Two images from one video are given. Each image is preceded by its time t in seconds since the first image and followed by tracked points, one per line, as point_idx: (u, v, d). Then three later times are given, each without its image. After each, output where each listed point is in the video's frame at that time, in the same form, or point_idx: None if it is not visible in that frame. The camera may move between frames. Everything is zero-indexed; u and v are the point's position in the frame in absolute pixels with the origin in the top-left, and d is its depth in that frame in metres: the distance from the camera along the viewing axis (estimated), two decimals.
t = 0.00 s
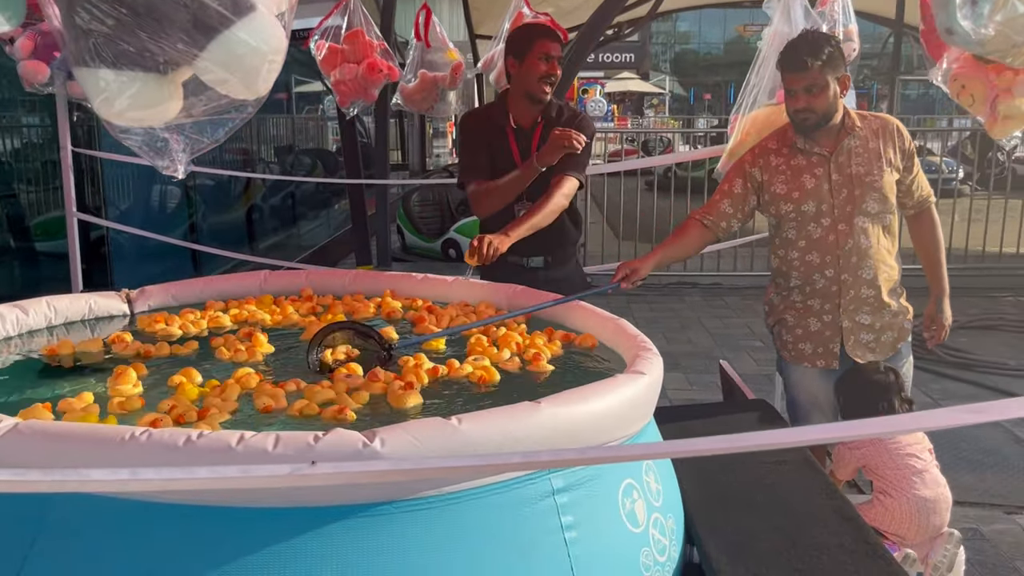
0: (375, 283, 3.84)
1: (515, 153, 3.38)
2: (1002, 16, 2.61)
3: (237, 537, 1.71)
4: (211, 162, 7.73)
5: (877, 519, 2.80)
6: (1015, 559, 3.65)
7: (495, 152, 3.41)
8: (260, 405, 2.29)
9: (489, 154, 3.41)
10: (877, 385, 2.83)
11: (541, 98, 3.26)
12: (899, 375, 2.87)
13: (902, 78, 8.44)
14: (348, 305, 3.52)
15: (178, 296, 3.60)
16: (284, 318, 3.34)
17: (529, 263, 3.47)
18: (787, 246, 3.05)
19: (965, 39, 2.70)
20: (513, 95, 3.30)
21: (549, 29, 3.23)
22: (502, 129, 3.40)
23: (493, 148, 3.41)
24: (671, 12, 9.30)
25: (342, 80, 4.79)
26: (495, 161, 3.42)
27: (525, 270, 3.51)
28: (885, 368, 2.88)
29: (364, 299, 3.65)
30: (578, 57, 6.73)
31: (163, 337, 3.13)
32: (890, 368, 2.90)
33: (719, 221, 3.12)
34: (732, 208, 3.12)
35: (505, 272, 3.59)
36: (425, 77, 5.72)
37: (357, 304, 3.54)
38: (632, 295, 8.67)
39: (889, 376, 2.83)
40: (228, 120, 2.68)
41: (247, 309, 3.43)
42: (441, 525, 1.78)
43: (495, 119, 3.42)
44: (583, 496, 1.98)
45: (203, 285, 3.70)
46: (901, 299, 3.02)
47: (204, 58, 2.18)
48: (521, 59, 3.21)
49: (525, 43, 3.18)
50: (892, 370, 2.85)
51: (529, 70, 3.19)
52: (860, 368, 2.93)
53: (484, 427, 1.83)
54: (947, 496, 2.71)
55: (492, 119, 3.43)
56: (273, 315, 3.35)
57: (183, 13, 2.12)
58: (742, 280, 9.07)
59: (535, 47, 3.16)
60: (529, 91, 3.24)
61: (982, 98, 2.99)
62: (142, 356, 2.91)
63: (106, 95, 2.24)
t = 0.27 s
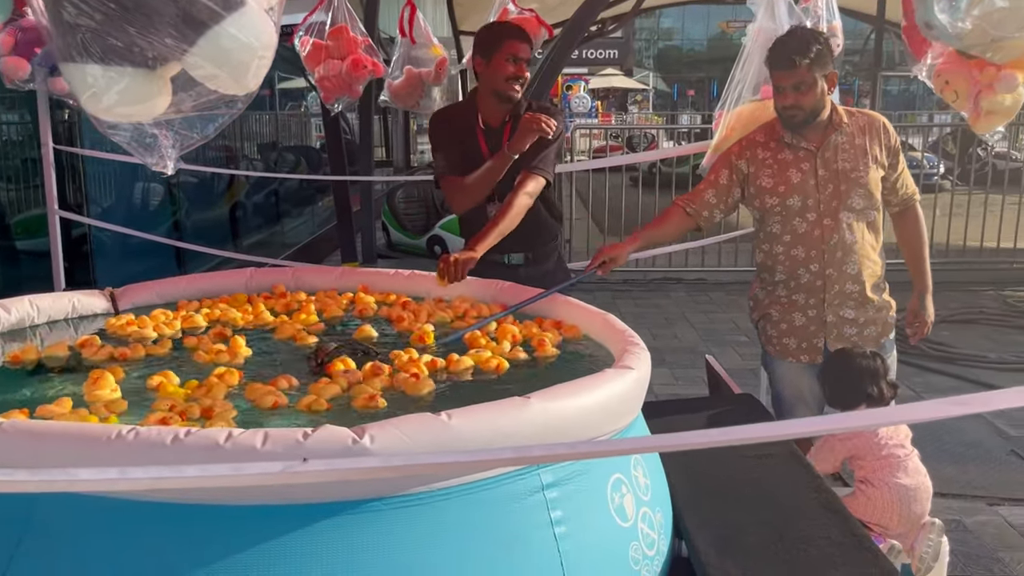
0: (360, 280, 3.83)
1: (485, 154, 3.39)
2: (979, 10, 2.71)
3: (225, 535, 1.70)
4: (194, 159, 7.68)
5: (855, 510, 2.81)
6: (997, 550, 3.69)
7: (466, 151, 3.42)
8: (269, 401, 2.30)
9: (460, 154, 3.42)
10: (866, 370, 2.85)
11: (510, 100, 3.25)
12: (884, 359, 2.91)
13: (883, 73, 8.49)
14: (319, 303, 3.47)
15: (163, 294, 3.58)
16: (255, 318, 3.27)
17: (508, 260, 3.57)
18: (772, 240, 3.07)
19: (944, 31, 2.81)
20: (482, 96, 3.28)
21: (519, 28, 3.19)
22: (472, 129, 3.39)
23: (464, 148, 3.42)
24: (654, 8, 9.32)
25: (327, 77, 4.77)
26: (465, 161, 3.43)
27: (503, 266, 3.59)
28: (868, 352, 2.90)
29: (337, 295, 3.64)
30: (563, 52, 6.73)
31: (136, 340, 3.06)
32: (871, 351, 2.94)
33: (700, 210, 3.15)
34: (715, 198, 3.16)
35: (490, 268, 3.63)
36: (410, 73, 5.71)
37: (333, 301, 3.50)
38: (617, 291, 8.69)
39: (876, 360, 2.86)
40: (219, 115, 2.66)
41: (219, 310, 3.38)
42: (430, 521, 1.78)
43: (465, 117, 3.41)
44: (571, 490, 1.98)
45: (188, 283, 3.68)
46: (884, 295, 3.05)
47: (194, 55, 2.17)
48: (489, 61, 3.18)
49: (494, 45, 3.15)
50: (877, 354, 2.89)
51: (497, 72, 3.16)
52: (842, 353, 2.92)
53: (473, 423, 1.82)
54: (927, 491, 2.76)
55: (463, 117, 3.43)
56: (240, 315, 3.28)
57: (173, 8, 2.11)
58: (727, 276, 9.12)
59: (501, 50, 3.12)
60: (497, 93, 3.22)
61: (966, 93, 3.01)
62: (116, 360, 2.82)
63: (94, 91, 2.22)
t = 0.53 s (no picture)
0: (343, 280, 3.81)
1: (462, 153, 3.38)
2: (952, 14, 2.53)
3: (211, 538, 1.70)
4: (177, 159, 7.63)
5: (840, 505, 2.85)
6: (980, 543, 3.73)
7: (442, 151, 3.41)
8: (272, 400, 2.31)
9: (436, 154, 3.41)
10: (844, 365, 2.87)
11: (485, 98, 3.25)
12: (863, 353, 2.93)
13: (866, 70, 8.53)
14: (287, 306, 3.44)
15: (146, 296, 3.56)
16: (225, 321, 3.25)
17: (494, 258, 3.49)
18: (755, 236, 3.08)
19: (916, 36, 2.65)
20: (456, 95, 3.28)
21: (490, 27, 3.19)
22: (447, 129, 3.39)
23: (440, 148, 3.41)
24: (638, 5, 9.32)
25: (310, 75, 4.75)
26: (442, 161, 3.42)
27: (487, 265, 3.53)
28: (848, 346, 2.92)
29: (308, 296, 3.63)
30: (547, 49, 6.72)
31: (108, 346, 2.99)
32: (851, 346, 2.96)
33: (683, 207, 3.19)
34: (698, 195, 3.19)
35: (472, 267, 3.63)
36: (394, 72, 5.69)
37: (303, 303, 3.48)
38: (603, 288, 8.70)
39: (855, 355, 2.88)
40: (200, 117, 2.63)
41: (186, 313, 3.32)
42: (417, 522, 1.78)
43: (439, 117, 3.41)
44: (558, 490, 1.99)
45: (172, 284, 3.66)
46: (867, 292, 3.07)
47: (174, 58, 2.16)
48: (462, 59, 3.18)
49: (467, 44, 3.15)
50: (856, 349, 2.90)
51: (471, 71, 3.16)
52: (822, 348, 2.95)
53: (459, 423, 1.82)
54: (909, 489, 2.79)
55: (437, 117, 3.42)
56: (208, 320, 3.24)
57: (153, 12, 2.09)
58: (711, 272, 9.15)
59: (475, 49, 3.13)
60: (472, 92, 3.22)
61: (946, 92, 3.05)
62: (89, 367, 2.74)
63: (72, 95, 2.20)
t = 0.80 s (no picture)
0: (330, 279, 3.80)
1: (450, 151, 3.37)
2: (941, 15, 2.54)
3: (198, 542, 1.69)
4: (163, 158, 7.58)
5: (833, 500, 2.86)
6: (967, 537, 3.75)
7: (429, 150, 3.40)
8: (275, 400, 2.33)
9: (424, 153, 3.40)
10: (830, 359, 2.85)
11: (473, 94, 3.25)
12: (847, 345, 2.91)
13: (852, 67, 8.56)
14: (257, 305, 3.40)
15: (132, 297, 3.54)
16: (196, 323, 3.20)
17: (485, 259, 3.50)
18: (742, 233, 3.09)
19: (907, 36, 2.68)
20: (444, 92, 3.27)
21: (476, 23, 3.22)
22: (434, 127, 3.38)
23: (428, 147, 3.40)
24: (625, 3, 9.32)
25: (297, 74, 4.73)
26: (430, 160, 3.40)
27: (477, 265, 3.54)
28: (833, 339, 2.90)
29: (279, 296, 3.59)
30: (535, 47, 6.71)
31: (82, 351, 2.90)
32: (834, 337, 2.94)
33: (671, 203, 3.19)
34: (687, 191, 3.19)
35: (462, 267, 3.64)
36: (381, 70, 5.67)
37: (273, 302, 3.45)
38: (592, 286, 8.71)
39: (841, 348, 2.86)
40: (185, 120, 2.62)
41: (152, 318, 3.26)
42: (406, 524, 1.77)
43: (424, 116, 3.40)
44: (548, 489, 1.99)
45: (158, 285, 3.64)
46: (854, 289, 3.09)
47: (158, 60, 2.14)
48: (449, 56, 3.19)
49: (452, 41, 3.17)
50: (841, 342, 2.89)
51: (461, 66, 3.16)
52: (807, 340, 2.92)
53: (449, 425, 1.82)
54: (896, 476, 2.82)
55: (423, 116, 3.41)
56: (179, 323, 3.18)
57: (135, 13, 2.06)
58: (699, 269, 9.17)
59: (461, 46, 3.14)
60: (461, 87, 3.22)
61: (930, 89, 3.10)
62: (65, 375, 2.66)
63: (54, 98, 2.20)
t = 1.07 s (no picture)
0: (320, 277, 3.78)
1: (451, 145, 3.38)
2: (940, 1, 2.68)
3: (187, 542, 1.67)
4: (152, 157, 7.53)
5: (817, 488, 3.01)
6: (960, 531, 3.76)
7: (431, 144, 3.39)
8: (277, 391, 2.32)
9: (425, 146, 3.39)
10: (809, 335, 2.89)
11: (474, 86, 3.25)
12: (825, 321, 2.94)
13: (842, 63, 8.57)
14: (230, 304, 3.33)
15: (121, 295, 3.51)
16: (171, 324, 3.13)
17: (483, 254, 3.54)
18: (732, 227, 3.09)
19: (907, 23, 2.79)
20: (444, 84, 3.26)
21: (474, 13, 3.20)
22: (434, 120, 3.37)
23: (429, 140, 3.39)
24: None
25: (286, 71, 4.70)
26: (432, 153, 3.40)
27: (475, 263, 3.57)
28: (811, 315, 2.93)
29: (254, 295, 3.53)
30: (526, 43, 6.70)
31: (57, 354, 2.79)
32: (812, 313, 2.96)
33: (668, 196, 3.17)
34: (683, 184, 3.17)
35: (454, 266, 3.65)
36: (371, 67, 5.64)
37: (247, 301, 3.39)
38: (583, 283, 8.70)
39: (819, 324, 2.90)
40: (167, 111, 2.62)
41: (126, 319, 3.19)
42: (398, 522, 1.76)
43: (424, 108, 3.39)
44: (541, 485, 1.97)
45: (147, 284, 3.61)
46: (845, 284, 3.09)
47: (141, 49, 2.15)
48: (448, 47, 3.18)
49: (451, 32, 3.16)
50: (819, 317, 2.92)
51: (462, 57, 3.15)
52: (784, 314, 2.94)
53: (440, 421, 1.80)
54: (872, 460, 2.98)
55: (422, 108, 3.40)
56: (152, 325, 3.10)
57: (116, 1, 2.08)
58: (691, 266, 9.17)
59: (460, 36, 3.13)
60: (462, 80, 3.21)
61: (921, 82, 3.13)
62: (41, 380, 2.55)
63: (35, 89, 2.20)
